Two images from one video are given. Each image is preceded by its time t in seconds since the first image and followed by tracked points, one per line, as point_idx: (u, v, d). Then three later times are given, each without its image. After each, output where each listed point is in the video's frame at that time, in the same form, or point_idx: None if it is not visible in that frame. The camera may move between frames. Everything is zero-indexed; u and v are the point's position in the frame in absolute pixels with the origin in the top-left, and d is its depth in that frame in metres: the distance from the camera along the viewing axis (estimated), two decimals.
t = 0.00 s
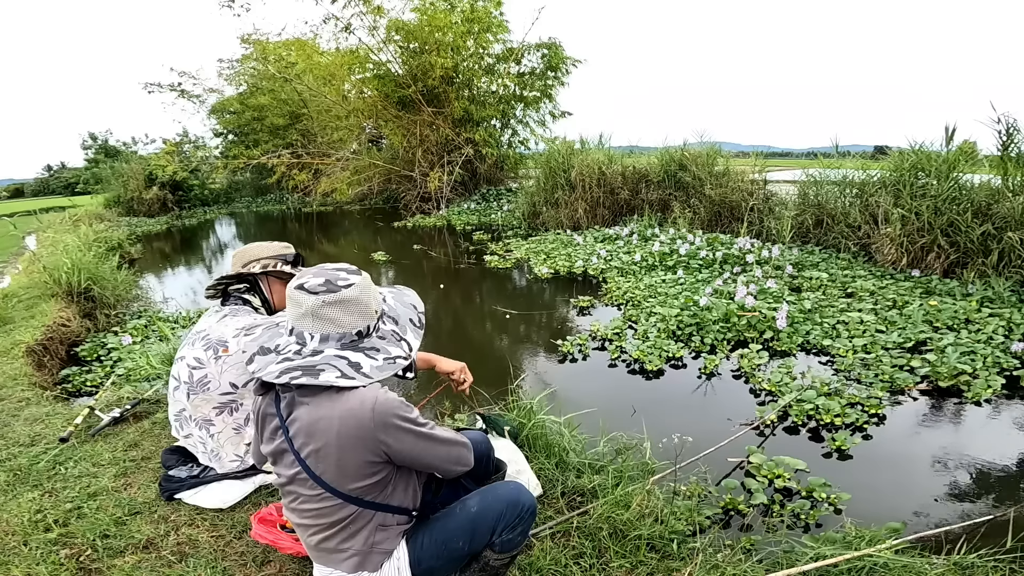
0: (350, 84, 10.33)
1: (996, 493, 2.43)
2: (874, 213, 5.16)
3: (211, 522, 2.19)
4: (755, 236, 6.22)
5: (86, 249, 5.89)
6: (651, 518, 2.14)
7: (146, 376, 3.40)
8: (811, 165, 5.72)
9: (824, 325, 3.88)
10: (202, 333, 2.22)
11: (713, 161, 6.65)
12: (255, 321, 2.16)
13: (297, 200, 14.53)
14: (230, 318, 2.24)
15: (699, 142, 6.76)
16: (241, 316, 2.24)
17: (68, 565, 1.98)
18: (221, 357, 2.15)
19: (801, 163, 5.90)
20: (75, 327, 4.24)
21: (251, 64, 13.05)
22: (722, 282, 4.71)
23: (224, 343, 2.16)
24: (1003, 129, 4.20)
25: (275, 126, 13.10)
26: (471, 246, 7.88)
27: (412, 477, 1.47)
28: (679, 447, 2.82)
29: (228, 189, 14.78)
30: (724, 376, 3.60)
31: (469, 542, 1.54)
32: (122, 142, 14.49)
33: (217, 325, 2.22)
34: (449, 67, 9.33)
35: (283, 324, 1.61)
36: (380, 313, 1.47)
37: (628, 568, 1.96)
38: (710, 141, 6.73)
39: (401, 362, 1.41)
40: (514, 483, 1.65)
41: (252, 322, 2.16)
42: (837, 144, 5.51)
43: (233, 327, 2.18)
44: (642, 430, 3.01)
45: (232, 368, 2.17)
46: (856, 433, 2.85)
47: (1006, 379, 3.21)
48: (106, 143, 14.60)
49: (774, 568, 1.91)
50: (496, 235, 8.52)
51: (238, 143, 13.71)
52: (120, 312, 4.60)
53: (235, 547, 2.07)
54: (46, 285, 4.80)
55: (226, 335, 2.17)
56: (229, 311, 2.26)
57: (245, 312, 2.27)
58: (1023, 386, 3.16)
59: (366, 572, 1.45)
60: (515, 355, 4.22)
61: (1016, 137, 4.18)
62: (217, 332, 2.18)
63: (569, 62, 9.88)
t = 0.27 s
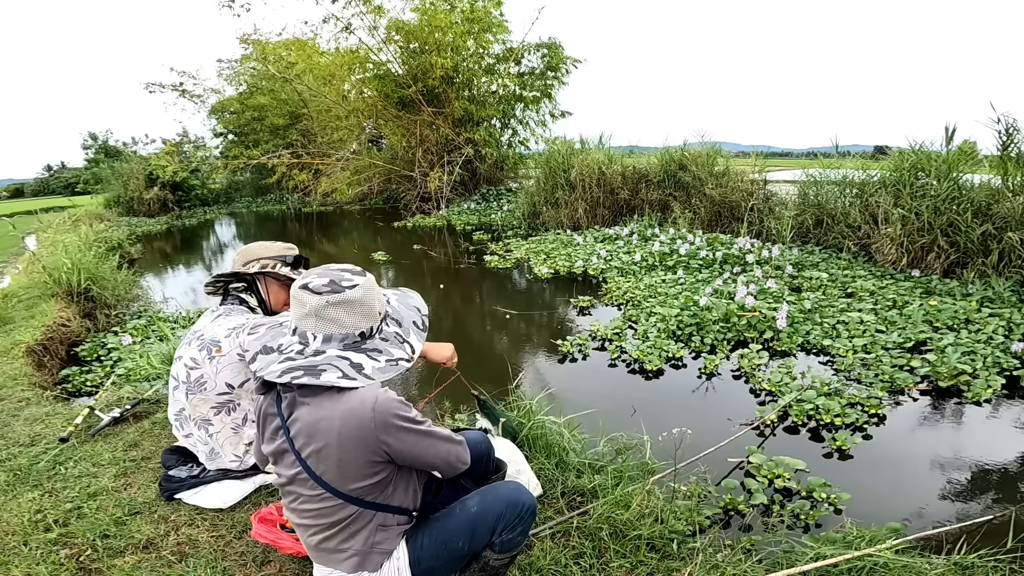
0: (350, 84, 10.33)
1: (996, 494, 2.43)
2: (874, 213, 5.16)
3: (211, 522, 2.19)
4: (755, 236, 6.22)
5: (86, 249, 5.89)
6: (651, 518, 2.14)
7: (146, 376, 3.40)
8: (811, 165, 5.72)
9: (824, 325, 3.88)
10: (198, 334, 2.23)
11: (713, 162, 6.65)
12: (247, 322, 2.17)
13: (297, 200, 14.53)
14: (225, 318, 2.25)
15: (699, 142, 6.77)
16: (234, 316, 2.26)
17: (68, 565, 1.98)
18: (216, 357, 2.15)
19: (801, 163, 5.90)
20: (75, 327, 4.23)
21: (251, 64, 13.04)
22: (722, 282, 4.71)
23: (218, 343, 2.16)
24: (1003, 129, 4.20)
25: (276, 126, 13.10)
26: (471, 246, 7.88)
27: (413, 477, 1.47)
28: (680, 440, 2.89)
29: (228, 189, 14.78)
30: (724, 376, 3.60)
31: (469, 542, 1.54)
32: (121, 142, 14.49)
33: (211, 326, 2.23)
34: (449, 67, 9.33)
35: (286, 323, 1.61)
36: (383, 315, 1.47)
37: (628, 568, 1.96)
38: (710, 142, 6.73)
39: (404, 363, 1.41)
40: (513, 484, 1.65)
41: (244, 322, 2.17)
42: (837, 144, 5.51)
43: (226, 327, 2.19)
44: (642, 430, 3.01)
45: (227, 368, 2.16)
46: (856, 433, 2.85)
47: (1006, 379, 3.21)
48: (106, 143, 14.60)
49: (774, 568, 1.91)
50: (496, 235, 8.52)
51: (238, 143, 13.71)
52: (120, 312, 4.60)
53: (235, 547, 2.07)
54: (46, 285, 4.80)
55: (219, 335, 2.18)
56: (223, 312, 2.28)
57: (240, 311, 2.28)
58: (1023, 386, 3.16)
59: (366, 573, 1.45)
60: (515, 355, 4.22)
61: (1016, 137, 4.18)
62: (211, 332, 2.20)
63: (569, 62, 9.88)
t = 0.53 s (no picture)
0: (350, 84, 10.33)
1: (996, 494, 2.43)
2: (874, 213, 5.16)
3: (211, 522, 2.19)
4: (756, 237, 6.22)
5: (86, 249, 5.89)
6: (651, 518, 2.14)
7: (146, 376, 3.40)
8: (811, 165, 5.71)
9: (824, 325, 3.88)
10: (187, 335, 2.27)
11: (713, 162, 6.65)
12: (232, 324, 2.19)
13: (297, 200, 14.53)
14: (212, 318, 2.27)
15: (699, 141, 6.76)
16: (221, 316, 2.26)
17: (67, 565, 1.98)
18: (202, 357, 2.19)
19: (801, 163, 5.90)
20: (75, 327, 4.23)
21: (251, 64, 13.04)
22: (722, 282, 4.71)
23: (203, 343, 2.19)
24: (1003, 129, 4.20)
25: (276, 126, 13.10)
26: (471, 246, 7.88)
27: (412, 477, 1.48)
28: (682, 441, 2.87)
29: (228, 189, 14.78)
30: (724, 376, 3.60)
31: (469, 542, 1.54)
32: (122, 142, 14.49)
33: (200, 326, 2.26)
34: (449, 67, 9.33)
35: (287, 324, 1.62)
36: (383, 315, 1.47)
37: (628, 568, 1.96)
38: (710, 142, 6.73)
39: (404, 364, 1.41)
40: (513, 484, 1.65)
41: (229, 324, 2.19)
42: (837, 144, 5.51)
43: (212, 328, 2.21)
44: (643, 430, 3.01)
45: (213, 368, 2.19)
46: (856, 433, 2.85)
47: (1006, 379, 3.21)
48: (106, 143, 14.60)
49: (774, 568, 1.91)
50: (496, 235, 8.52)
51: (238, 144, 13.71)
52: (120, 312, 4.60)
53: (235, 547, 2.07)
54: (46, 285, 4.80)
55: (205, 335, 2.21)
56: (211, 312, 2.29)
57: (229, 310, 2.28)
58: (1023, 386, 3.15)
59: (365, 573, 1.45)
60: (515, 356, 4.22)
61: (1016, 137, 4.18)
62: (199, 333, 2.23)
63: (569, 62, 9.88)
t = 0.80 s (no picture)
0: (350, 84, 10.34)
1: (996, 494, 2.43)
2: (874, 213, 5.16)
3: (211, 522, 2.19)
4: (755, 237, 6.22)
5: (86, 249, 5.89)
6: (651, 518, 2.14)
7: (147, 376, 3.40)
8: (811, 165, 5.71)
9: (824, 325, 3.88)
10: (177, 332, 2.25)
11: (713, 162, 6.65)
12: (212, 330, 2.11)
13: (297, 200, 14.53)
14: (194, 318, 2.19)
15: (699, 141, 6.77)
16: (204, 315, 2.19)
17: (67, 565, 1.98)
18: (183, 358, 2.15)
19: (801, 163, 5.90)
20: (75, 327, 4.23)
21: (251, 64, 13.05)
22: (722, 282, 4.71)
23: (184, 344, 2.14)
24: (1003, 129, 4.20)
25: (276, 126, 13.11)
26: (471, 246, 7.88)
27: (412, 478, 1.48)
28: (680, 446, 2.83)
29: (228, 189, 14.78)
30: (724, 376, 3.60)
31: (468, 542, 1.54)
32: (122, 143, 14.50)
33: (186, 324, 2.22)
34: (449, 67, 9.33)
35: (286, 324, 1.62)
36: (383, 315, 1.46)
37: (627, 568, 1.96)
38: (710, 142, 6.72)
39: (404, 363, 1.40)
40: (513, 484, 1.65)
41: (209, 329, 2.11)
42: (837, 144, 5.51)
43: (194, 329, 2.14)
44: (642, 430, 3.01)
45: (192, 370, 2.13)
46: (856, 433, 2.85)
47: (1006, 379, 3.21)
48: (106, 143, 14.61)
49: (774, 568, 1.91)
50: (496, 235, 8.52)
51: (238, 144, 13.71)
52: (120, 312, 4.60)
53: (235, 547, 2.07)
54: (46, 285, 4.80)
55: (187, 336, 2.15)
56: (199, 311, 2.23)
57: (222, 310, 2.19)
58: (1023, 386, 3.15)
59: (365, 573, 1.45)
60: (515, 355, 4.22)
61: (1015, 137, 4.17)
62: (182, 332, 2.19)
63: (569, 62, 9.89)
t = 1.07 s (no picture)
0: (350, 84, 10.34)
1: (997, 494, 2.43)
2: (874, 213, 5.17)
3: (211, 522, 2.19)
4: (755, 236, 6.23)
5: (86, 249, 5.89)
6: (651, 518, 2.14)
7: (147, 376, 3.40)
8: (811, 165, 5.71)
9: (824, 325, 3.88)
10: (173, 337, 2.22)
11: (713, 162, 6.65)
12: (211, 338, 2.09)
13: (297, 200, 14.53)
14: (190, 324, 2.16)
15: (699, 142, 6.76)
16: (200, 321, 2.15)
17: (67, 565, 1.98)
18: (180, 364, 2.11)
19: (801, 163, 5.89)
20: (75, 327, 4.23)
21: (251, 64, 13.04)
22: (722, 282, 4.71)
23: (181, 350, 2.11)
24: (1003, 129, 4.20)
25: (276, 126, 13.11)
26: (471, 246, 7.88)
27: (412, 479, 1.48)
28: (680, 446, 2.83)
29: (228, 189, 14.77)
30: (723, 376, 3.61)
31: (468, 543, 1.53)
32: (122, 143, 14.51)
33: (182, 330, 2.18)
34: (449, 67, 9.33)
35: (284, 325, 1.62)
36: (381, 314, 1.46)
37: (627, 568, 1.96)
38: (710, 141, 6.72)
39: (403, 363, 1.40)
40: (513, 484, 1.65)
41: (208, 336, 2.09)
42: (837, 143, 5.51)
43: (190, 336, 2.10)
44: (643, 430, 3.01)
45: (190, 375, 2.10)
46: (856, 433, 2.85)
47: (1006, 379, 3.21)
48: (106, 143, 14.61)
49: (774, 568, 1.91)
50: (496, 235, 8.52)
51: (238, 144, 13.72)
52: (120, 312, 4.60)
53: (235, 547, 2.07)
54: (46, 285, 4.81)
55: (184, 341, 2.12)
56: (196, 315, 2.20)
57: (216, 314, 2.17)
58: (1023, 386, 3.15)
59: (365, 573, 1.45)
60: (515, 355, 4.22)
61: (1016, 137, 4.17)
62: (180, 338, 2.16)
63: (569, 62, 9.89)
